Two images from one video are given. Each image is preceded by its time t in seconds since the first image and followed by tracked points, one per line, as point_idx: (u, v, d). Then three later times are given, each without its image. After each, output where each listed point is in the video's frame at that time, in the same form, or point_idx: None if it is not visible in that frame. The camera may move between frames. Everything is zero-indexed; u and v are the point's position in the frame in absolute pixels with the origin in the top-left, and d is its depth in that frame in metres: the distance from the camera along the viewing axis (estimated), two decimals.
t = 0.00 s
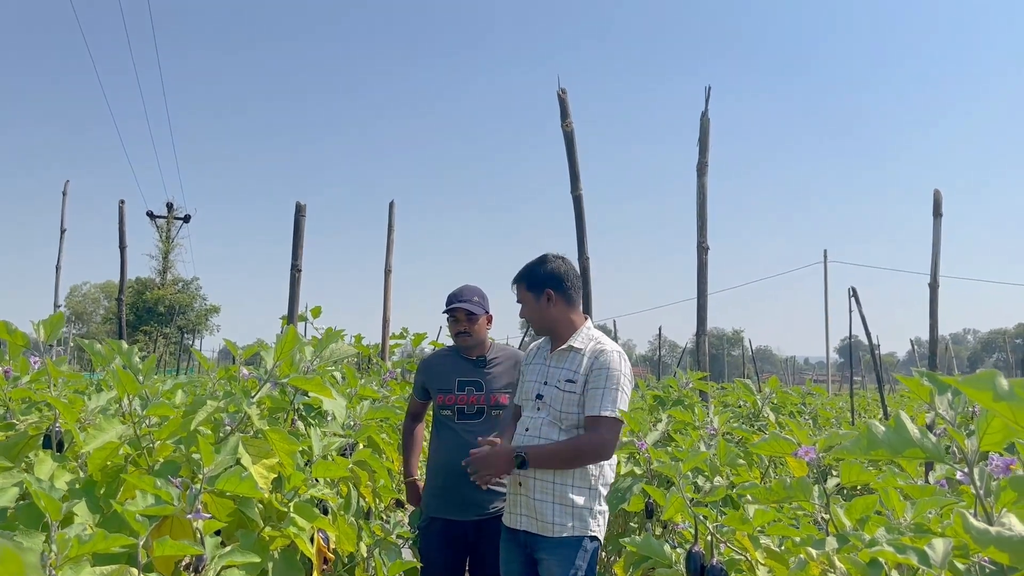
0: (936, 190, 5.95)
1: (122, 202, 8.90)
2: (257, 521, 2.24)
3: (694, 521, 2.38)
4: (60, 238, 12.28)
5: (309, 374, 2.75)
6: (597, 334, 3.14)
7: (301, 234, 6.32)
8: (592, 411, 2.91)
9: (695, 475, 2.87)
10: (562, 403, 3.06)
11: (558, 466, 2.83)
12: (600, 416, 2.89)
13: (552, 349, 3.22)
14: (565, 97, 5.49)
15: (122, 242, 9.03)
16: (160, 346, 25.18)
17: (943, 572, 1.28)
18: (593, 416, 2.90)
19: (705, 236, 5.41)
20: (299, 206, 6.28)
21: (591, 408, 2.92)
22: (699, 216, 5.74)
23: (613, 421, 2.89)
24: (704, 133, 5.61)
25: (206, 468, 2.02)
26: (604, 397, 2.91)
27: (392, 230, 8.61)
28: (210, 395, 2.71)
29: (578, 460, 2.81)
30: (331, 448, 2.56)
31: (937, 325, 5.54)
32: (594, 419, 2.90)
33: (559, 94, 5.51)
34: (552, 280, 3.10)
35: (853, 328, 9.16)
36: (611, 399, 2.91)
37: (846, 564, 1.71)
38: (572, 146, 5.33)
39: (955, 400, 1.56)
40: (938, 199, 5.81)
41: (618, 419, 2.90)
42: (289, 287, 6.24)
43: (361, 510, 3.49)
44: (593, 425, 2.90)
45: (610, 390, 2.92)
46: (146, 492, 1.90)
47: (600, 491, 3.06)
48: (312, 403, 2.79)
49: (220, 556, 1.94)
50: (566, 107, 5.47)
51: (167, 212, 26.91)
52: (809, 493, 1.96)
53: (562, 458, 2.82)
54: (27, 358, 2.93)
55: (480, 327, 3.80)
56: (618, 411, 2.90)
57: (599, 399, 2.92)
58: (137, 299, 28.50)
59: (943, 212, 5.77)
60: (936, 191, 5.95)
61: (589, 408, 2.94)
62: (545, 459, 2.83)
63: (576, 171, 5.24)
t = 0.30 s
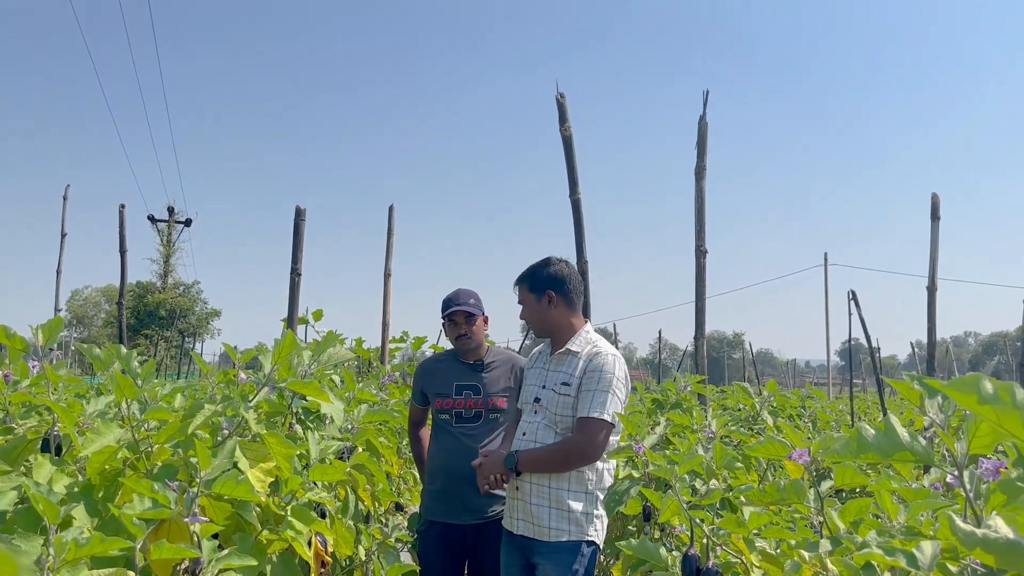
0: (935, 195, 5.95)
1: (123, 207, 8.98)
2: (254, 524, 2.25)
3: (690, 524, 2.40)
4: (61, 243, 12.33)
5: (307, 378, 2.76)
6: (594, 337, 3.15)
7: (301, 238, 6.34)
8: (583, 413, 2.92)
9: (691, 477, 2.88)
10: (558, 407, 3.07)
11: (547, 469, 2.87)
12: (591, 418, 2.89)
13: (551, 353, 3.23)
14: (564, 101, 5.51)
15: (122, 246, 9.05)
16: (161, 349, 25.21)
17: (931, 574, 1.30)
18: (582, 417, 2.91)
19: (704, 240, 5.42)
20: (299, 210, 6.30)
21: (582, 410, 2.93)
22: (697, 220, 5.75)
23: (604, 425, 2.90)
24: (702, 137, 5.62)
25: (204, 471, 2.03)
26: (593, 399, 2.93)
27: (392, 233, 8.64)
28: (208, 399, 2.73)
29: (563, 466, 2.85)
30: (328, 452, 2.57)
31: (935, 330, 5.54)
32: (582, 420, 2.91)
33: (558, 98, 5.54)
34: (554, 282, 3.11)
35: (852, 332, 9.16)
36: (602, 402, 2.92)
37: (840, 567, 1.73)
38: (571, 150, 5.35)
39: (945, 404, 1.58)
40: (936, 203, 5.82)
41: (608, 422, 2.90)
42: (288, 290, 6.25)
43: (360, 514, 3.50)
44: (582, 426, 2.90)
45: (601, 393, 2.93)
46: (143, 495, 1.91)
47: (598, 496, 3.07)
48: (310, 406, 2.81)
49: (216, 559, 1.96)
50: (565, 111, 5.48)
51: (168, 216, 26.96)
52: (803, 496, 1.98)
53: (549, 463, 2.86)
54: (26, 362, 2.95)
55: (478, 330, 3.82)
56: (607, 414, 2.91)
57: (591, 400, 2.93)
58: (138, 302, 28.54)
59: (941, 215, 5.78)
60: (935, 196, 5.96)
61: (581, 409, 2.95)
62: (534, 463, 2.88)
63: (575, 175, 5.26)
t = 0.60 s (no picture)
0: (933, 196, 5.96)
1: (124, 209, 9.03)
2: (253, 525, 2.28)
3: (684, 525, 2.44)
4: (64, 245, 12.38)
5: (304, 380, 2.79)
6: (590, 338, 3.18)
7: (301, 240, 6.37)
8: (580, 413, 2.94)
9: (685, 478, 2.91)
10: (555, 408, 3.10)
11: (543, 471, 2.90)
12: (588, 418, 2.92)
13: (547, 355, 3.26)
14: (562, 104, 5.54)
15: (123, 248, 9.10)
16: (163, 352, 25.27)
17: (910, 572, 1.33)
18: (581, 417, 2.94)
19: (702, 242, 5.44)
20: (299, 213, 6.34)
21: (580, 410, 2.96)
22: (696, 222, 5.77)
23: (601, 425, 2.92)
24: (699, 139, 5.65)
25: (202, 472, 2.06)
26: (591, 399, 2.95)
27: (393, 235, 8.67)
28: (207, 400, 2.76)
29: (562, 466, 2.87)
30: (326, 453, 2.60)
31: (934, 331, 5.55)
32: (581, 420, 2.94)
33: (556, 101, 5.56)
34: (552, 283, 3.14)
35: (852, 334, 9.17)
36: (600, 402, 2.94)
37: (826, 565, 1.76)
38: (568, 153, 5.38)
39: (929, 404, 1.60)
40: (934, 204, 5.84)
41: (605, 422, 2.93)
42: (289, 293, 6.29)
43: (359, 515, 3.53)
44: (580, 427, 2.93)
45: (598, 393, 2.96)
46: (142, 496, 1.95)
47: (594, 496, 3.10)
48: (308, 408, 2.84)
49: (215, 559, 1.99)
50: (563, 114, 5.52)
51: (170, 218, 27.02)
52: (793, 496, 1.99)
53: (548, 464, 2.88)
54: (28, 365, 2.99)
55: (472, 332, 3.85)
56: (605, 414, 2.93)
57: (588, 401, 2.95)
58: (140, 304, 28.60)
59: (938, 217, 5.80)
60: (933, 197, 5.97)
61: (578, 409, 2.98)
62: (531, 465, 2.91)
63: (573, 178, 5.29)
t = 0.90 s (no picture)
0: (931, 197, 5.99)
1: (128, 212, 9.10)
2: (255, 523, 2.33)
3: (677, 523, 2.49)
4: (69, 247, 12.48)
5: (305, 381, 2.85)
6: (584, 339, 3.23)
7: (303, 243, 6.43)
8: (579, 412, 2.99)
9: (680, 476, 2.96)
10: (553, 407, 3.14)
11: (543, 471, 2.94)
12: (586, 416, 2.96)
13: (542, 356, 3.31)
14: (560, 107, 5.59)
15: (127, 250, 9.16)
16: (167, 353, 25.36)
17: (885, 565, 1.37)
18: (579, 417, 2.98)
19: (699, 243, 5.49)
20: (301, 216, 6.39)
21: (578, 408, 3.00)
22: (694, 223, 5.81)
23: (599, 423, 2.97)
24: (696, 142, 5.69)
25: (205, 471, 2.12)
26: (589, 397, 3.00)
27: (394, 237, 8.73)
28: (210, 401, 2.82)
29: (562, 465, 2.92)
30: (326, 452, 2.65)
31: (931, 331, 5.58)
32: (579, 419, 2.98)
33: (555, 104, 5.61)
34: (546, 285, 3.20)
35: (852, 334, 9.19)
36: (598, 400, 2.99)
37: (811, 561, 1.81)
38: (567, 155, 5.43)
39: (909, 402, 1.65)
40: (931, 205, 5.88)
41: (604, 420, 2.98)
42: (291, 295, 6.34)
43: (360, 514, 3.58)
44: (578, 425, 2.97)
45: (596, 391, 3.01)
46: (147, 494, 2.00)
47: (593, 494, 3.15)
48: (308, 408, 2.89)
49: (218, 556, 2.05)
50: (561, 117, 5.57)
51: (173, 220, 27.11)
52: (781, 493, 2.04)
53: (548, 464, 2.92)
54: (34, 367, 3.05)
55: (469, 333, 3.90)
56: (603, 412, 2.98)
57: (586, 400, 3.00)
58: (144, 306, 28.70)
59: (935, 217, 5.83)
60: (931, 198, 6.00)
61: (576, 408, 3.03)
62: (531, 465, 2.95)
63: (571, 180, 5.33)
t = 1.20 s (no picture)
0: (927, 197, 6.04)
1: (134, 213, 9.20)
2: (260, 517, 2.41)
3: (670, 516, 2.56)
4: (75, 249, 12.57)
5: (308, 379, 2.92)
6: (580, 337, 3.31)
7: (306, 244, 6.51)
8: (577, 407, 3.06)
9: (674, 471, 3.03)
10: (550, 403, 3.21)
11: (540, 466, 3.01)
12: (583, 411, 3.04)
13: (538, 354, 3.38)
14: (560, 109, 5.66)
15: (132, 251, 9.24)
16: (172, 353, 25.48)
17: (856, 548, 1.50)
18: (576, 412, 3.06)
19: (697, 243, 5.55)
20: (305, 217, 6.48)
21: (577, 403, 3.08)
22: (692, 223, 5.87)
23: (596, 418, 3.04)
24: (695, 143, 5.76)
25: (212, 465, 2.20)
26: (587, 393, 3.07)
27: (397, 238, 8.81)
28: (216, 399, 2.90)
29: (561, 459, 2.99)
30: (329, 448, 2.73)
31: (928, 329, 5.64)
32: (578, 415, 3.05)
33: (555, 106, 5.68)
34: (544, 286, 3.28)
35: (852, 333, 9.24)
36: (596, 395, 3.06)
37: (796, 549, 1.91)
38: (566, 157, 5.50)
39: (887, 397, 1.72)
40: (927, 204, 5.93)
41: (601, 415, 3.05)
42: (294, 295, 6.42)
43: (363, 510, 3.65)
44: (576, 421, 3.04)
45: (594, 387, 3.08)
46: (156, 488, 2.08)
47: (590, 489, 3.23)
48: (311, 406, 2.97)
49: (225, 547, 2.14)
50: (561, 119, 5.64)
51: (177, 221, 27.23)
52: (767, 486, 2.11)
53: (546, 459, 2.99)
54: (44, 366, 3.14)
55: (469, 332, 3.97)
56: (601, 407, 3.05)
57: (584, 395, 3.07)
58: (148, 306, 28.82)
59: (931, 217, 5.89)
60: (927, 197, 6.05)
61: (573, 404, 3.10)
62: (529, 460, 3.02)
63: (570, 181, 5.40)
